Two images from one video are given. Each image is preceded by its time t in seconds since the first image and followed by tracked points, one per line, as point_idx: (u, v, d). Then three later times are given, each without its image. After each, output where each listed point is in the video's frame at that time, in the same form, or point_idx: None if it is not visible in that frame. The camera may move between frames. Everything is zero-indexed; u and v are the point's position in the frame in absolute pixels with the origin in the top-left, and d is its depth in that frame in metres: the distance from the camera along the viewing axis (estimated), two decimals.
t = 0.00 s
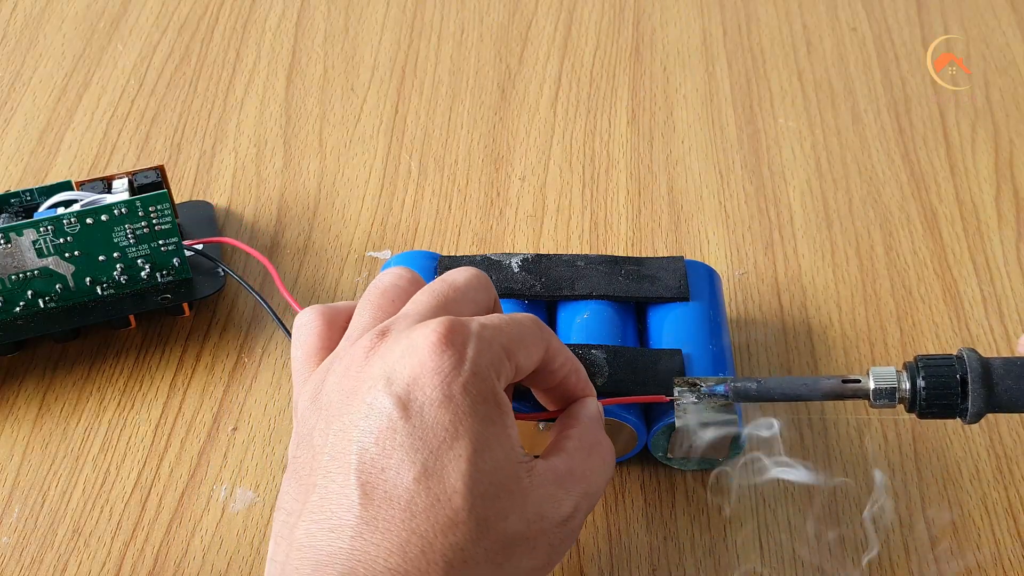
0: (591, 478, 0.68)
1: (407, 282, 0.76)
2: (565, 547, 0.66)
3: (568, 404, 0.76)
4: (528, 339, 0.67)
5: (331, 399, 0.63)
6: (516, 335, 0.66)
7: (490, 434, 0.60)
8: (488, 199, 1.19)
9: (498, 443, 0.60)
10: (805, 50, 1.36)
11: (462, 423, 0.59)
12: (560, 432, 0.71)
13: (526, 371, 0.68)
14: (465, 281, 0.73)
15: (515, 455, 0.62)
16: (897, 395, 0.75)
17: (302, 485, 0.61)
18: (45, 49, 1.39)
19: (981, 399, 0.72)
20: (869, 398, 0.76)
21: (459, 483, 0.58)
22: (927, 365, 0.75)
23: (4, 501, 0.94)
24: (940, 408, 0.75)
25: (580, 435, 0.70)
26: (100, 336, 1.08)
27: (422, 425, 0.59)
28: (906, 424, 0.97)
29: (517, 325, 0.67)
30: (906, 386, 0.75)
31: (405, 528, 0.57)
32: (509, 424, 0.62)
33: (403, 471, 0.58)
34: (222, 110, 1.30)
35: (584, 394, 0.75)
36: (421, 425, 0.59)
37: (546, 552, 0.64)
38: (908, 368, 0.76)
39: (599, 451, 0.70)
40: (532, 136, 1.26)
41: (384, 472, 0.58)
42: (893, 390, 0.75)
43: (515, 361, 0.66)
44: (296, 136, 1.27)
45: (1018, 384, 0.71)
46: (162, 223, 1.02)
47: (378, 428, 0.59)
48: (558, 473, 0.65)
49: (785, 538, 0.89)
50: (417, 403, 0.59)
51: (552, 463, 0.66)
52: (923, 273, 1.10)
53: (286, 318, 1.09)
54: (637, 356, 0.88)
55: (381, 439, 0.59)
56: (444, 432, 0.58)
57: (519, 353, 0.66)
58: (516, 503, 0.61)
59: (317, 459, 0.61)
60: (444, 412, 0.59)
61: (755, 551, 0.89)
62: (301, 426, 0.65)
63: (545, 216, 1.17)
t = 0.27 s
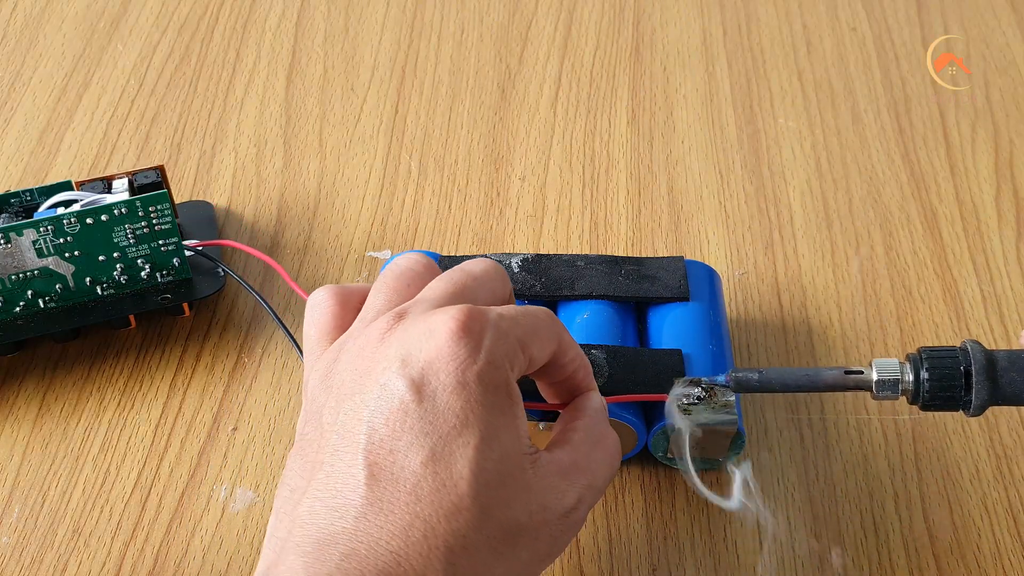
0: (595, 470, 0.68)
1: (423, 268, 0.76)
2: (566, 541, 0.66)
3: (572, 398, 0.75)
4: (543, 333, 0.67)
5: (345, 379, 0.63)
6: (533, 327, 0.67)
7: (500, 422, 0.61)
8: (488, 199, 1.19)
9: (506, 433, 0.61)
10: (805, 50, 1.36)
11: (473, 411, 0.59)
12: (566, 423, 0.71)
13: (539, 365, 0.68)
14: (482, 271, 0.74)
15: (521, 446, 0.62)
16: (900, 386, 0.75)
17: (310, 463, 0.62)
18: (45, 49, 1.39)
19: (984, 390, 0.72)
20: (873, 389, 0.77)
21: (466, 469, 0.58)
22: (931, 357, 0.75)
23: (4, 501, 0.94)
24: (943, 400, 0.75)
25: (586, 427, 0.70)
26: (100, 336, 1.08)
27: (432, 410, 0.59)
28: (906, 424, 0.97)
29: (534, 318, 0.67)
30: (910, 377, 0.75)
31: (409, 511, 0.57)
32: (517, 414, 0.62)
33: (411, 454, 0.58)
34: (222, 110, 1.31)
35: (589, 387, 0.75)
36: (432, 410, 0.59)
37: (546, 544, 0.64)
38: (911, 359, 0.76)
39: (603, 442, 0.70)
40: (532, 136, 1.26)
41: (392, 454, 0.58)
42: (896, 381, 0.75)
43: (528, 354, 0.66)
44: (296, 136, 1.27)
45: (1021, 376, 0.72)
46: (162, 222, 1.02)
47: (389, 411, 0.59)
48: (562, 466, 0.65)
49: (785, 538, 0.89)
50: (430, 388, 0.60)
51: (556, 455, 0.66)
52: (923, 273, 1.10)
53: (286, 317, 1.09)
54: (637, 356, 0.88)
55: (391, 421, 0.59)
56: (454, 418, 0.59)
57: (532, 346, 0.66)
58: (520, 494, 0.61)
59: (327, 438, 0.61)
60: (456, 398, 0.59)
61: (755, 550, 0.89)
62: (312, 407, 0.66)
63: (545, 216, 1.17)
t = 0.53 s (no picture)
0: (596, 465, 0.68)
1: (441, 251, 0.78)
2: (563, 534, 0.67)
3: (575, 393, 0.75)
4: (560, 329, 0.67)
5: (360, 355, 0.64)
6: (552, 322, 0.67)
7: (509, 413, 0.61)
8: (488, 198, 1.19)
9: (513, 425, 0.61)
10: (805, 50, 1.36)
11: (483, 400, 0.60)
12: (569, 417, 0.71)
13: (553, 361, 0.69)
14: (502, 260, 0.75)
15: (527, 438, 0.62)
16: (895, 394, 0.77)
17: (317, 435, 0.63)
18: (45, 49, 1.39)
19: (977, 398, 0.73)
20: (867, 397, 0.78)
21: (472, 457, 0.59)
22: (924, 365, 0.75)
23: (4, 501, 0.94)
24: (936, 408, 0.76)
25: (589, 422, 0.70)
26: (100, 336, 1.08)
27: (444, 395, 0.60)
28: (906, 424, 0.97)
29: (554, 313, 0.67)
30: (904, 385, 0.76)
31: (413, 493, 0.58)
32: (526, 408, 0.62)
33: (419, 437, 0.59)
34: (222, 110, 1.30)
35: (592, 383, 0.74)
36: (444, 396, 0.60)
37: (544, 536, 0.65)
38: (905, 367, 0.77)
39: (605, 439, 0.70)
40: (532, 136, 1.26)
41: (400, 435, 0.59)
42: (891, 389, 0.76)
43: (544, 349, 0.66)
44: (296, 136, 1.27)
45: (1015, 383, 0.73)
46: (162, 222, 1.02)
47: (401, 392, 0.60)
48: (564, 460, 0.66)
49: (785, 538, 0.89)
50: (444, 374, 0.60)
51: (559, 450, 0.66)
52: (923, 273, 1.10)
53: (287, 318, 1.09)
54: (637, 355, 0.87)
55: (402, 403, 0.60)
56: (464, 406, 0.60)
57: (549, 341, 0.66)
58: (523, 487, 0.62)
59: (337, 413, 0.62)
60: (469, 386, 0.60)
61: (755, 550, 0.89)
62: (323, 378, 0.67)
63: (545, 216, 1.17)
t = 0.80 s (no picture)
0: (587, 467, 0.68)
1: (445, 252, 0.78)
2: (551, 539, 0.66)
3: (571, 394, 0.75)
4: (558, 336, 0.67)
5: (356, 354, 0.65)
6: (550, 330, 0.67)
7: (499, 416, 0.61)
8: (488, 199, 1.19)
9: (505, 428, 0.62)
10: (805, 50, 1.36)
11: (476, 403, 0.60)
12: (562, 417, 0.71)
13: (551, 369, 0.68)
14: (506, 262, 0.75)
15: (518, 441, 0.63)
16: (900, 389, 0.76)
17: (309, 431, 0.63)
18: (46, 49, 1.39)
19: (983, 392, 0.73)
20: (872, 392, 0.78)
21: (461, 459, 0.59)
22: (930, 359, 0.76)
23: (4, 501, 0.94)
24: (942, 403, 0.76)
25: (581, 424, 0.70)
26: (99, 336, 1.08)
27: (437, 397, 0.60)
28: (906, 424, 0.97)
29: (553, 320, 0.67)
30: (909, 380, 0.76)
31: (400, 492, 0.59)
32: (519, 411, 0.63)
33: (409, 437, 0.59)
34: (222, 110, 1.31)
35: (590, 386, 0.74)
36: (437, 397, 0.60)
37: (530, 539, 0.64)
38: (910, 362, 0.77)
39: (598, 439, 0.70)
40: (532, 136, 1.26)
41: (391, 434, 0.60)
42: (896, 383, 0.76)
43: (542, 355, 0.66)
44: (296, 136, 1.28)
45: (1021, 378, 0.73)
46: (162, 222, 1.02)
47: (394, 391, 0.61)
48: (555, 462, 0.66)
49: (785, 538, 0.89)
50: (437, 375, 0.61)
51: (550, 452, 0.66)
52: (923, 273, 1.10)
53: (287, 317, 1.09)
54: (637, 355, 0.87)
55: (394, 402, 0.60)
56: (456, 408, 0.60)
57: (547, 347, 0.67)
58: (512, 491, 0.62)
59: (330, 410, 0.63)
60: (462, 388, 0.60)
61: (755, 551, 0.89)
62: (319, 376, 0.68)
63: (545, 216, 1.17)
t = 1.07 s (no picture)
0: (587, 467, 0.68)
1: (456, 242, 0.78)
2: (549, 535, 0.68)
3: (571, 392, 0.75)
4: (567, 336, 0.67)
5: (367, 343, 0.65)
6: (560, 330, 0.67)
7: (506, 416, 0.61)
8: (488, 199, 1.19)
9: (511, 426, 0.62)
10: (805, 50, 1.36)
11: (485, 401, 0.61)
12: (563, 414, 0.71)
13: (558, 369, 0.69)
14: (517, 258, 0.75)
15: (522, 439, 0.63)
16: (895, 391, 0.77)
17: (317, 419, 0.64)
18: (46, 49, 1.39)
19: (979, 396, 0.74)
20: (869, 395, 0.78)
21: (467, 456, 0.60)
22: (926, 362, 0.76)
23: (4, 501, 0.94)
24: (937, 405, 0.76)
25: (582, 423, 0.70)
26: (99, 336, 1.08)
27: (446, 392, 0.60)
28: (906, 424, 0.97)
29: (563, 321, 0.67)
30: (905, 383, 0.77)
31: (405, 486, 0.59)
32: (526, 410, 0.63)
33: (417, 431, 0.60)
34: (222, 110, 1.30)
35: (590, 384, 0.73)
36: (446, 393, 0.60)
37: (528, 537, 0.65)
38: (906, 365, 0.78)
39: (600, 439, 0.70)
40: (532, 136, 1.26)
41: (399, 427, 0.60)
42: (891, 386, 0.77)
43: (551, 355, 0.66)
44: (296, 136, 1.27)
45: (1015, 379, 0.73)
46: (162, 222, 1.02)
47: (404, 384, 0.61)
48: (557, 461, 0.66)
49: (785, 538, 0.89)
50: (448, 371, 0.61)
51: (551, 450, 0.66)
52: (923, 273, 1.10)
53: (287, 318, 1.09)
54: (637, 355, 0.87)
55: (403, 396, 0.61)
56: (465, 405, 0.60)
57: (557, 348, 0.66)
58: (514, 489, 0.63)
59: (338, 397, 0.64)
60: (472, 385, 0.61)
61: (755, 551, 0.89)
62: (327, 362, 0.68)
63: (545, 216, 1.17)
